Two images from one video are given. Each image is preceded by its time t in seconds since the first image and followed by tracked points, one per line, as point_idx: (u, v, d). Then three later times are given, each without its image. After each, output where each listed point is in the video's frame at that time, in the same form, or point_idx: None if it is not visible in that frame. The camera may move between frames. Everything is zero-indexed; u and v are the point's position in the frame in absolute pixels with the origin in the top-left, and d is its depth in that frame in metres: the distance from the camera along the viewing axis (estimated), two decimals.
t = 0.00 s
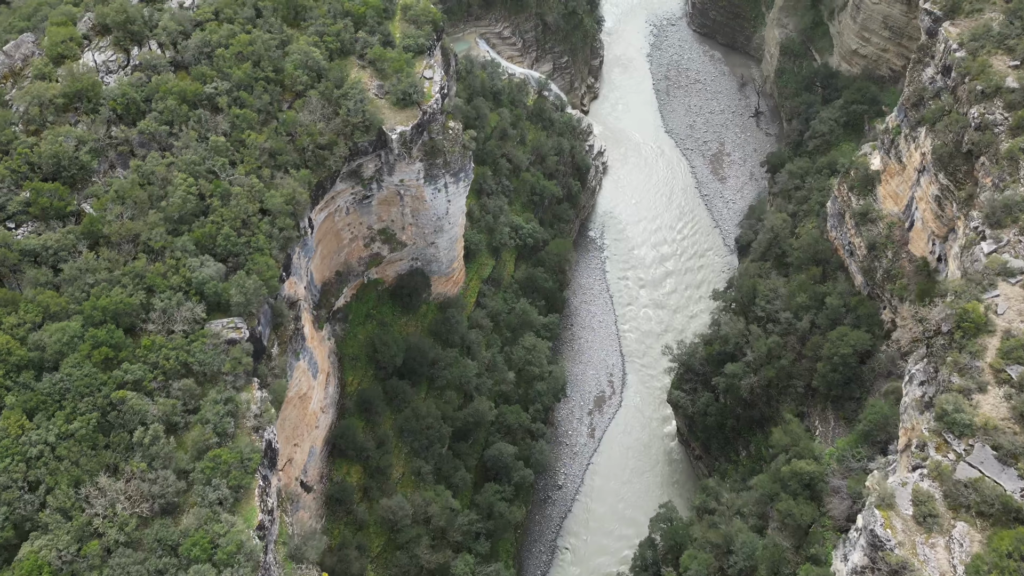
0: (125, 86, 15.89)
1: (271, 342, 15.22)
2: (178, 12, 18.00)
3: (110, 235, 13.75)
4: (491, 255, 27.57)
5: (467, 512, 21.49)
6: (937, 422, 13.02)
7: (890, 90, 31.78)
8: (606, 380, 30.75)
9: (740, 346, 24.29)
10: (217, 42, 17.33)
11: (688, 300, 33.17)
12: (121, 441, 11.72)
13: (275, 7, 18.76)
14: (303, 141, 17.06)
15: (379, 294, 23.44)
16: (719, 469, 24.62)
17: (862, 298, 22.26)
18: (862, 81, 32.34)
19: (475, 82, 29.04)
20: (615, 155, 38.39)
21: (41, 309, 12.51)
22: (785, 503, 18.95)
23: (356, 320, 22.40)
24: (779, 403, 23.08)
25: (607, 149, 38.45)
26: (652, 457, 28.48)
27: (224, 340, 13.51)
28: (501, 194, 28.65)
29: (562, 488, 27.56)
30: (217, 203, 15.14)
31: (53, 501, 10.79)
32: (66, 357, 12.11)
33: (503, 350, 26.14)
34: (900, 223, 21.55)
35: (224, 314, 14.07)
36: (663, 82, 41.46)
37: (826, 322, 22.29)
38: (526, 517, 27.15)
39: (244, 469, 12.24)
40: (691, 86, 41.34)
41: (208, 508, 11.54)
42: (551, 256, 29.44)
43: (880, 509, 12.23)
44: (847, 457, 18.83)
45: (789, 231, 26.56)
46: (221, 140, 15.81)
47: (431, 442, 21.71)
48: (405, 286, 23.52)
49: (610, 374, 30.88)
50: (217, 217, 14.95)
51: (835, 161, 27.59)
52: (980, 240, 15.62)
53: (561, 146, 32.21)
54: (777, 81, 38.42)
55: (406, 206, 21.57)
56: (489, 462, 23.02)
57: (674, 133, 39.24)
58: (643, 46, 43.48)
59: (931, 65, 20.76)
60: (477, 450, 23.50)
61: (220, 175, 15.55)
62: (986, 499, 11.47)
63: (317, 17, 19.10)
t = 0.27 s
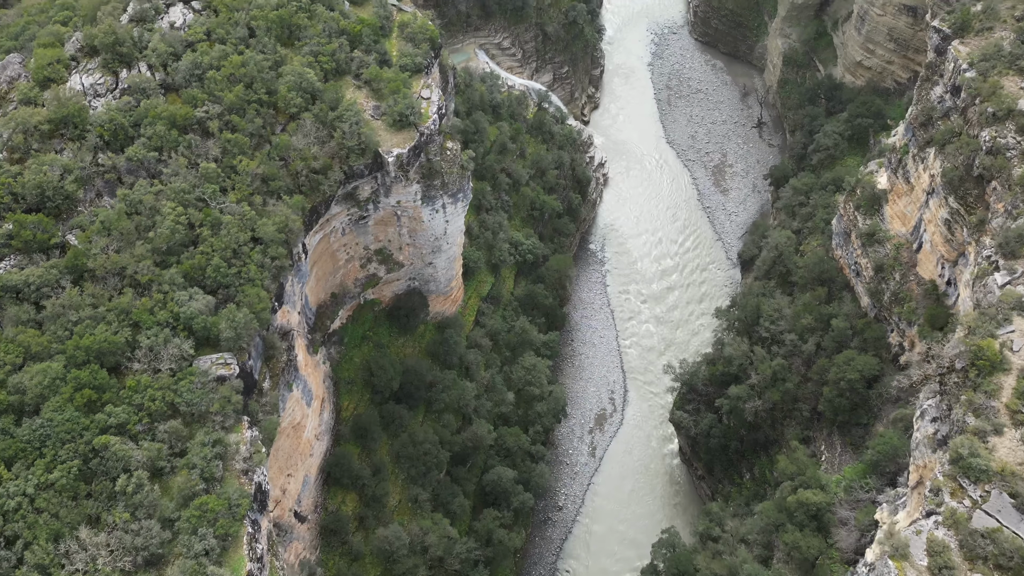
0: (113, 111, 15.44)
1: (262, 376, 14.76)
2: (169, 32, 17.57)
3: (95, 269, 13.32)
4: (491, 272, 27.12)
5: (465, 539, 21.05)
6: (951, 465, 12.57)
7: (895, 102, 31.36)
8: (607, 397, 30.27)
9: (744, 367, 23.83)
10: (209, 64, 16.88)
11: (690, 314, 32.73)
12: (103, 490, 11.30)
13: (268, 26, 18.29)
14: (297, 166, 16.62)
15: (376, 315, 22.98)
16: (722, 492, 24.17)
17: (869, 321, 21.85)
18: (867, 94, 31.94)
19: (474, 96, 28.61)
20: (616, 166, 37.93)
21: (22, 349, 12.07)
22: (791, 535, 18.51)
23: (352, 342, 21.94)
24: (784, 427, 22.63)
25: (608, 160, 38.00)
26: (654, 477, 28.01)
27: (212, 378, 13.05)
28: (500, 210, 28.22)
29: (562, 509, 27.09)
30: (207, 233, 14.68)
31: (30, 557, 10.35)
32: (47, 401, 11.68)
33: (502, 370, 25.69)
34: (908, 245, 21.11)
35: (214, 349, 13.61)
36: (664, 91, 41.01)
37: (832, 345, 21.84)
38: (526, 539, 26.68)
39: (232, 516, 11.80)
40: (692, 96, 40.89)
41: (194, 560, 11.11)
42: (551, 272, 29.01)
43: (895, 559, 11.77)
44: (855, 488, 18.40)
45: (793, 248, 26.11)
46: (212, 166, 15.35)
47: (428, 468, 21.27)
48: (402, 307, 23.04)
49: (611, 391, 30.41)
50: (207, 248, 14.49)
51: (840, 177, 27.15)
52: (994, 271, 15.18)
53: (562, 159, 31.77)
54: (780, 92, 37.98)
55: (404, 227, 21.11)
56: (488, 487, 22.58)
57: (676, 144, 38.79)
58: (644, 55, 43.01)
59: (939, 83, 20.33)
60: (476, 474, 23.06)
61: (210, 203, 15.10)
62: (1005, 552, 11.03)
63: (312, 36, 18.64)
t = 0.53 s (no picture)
0: (101, 134, 15.05)
1: (254, 408, 14.36)
2: (161, 50, 17.20)
3: (81, 301, 12.92)
4: (490, 288, 26.71)
5: (464, 565, 20.66)
6: (965, 506, 12.19)
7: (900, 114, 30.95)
8: (608, 413, 29.86)
9: (748, 387, 23.43)
10: (201, 84, 16.50)
11: (692, 328, 32.34)
12: (87, 536, 10.94)
13: (262, 43, 17.89)
14: (291, 190, 16.22)
15: (373, 334, 22.57)
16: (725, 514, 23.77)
17: (875, 341, 21.49)
18: (871, 105, 31.55)
19: (473, 108, 28.25)
20: (616, 176, 37.55)
21: (4, 387, 11.67)
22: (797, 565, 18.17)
23: (349, 363, 21.55)
24: (789, 449, 22.23)
25: (609, 170, 37.63)
26: (655, 495, 27.61)
27: (201, 413, 12.64)
28: (500, 224, 27.83)
29: (563, 528, 26.71)
30: (198, 260, 14.28)
31: None
32: (29, 442, 11.30)
33: (501, 388, 25.30)
34: (915, 264, 20.71)
35: (204, 383, 13.20)
36: (666, 100, 40.62)
37: (838, 366, 21.45)
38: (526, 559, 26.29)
39: (221, 561, 11.43)
40: (694, 105, 40.49)
41: None
42: (551, 287, 28.62)
43: None
44: (862, 516, 18.07)
45: (797, 264, 25.72)
46: (203, 191, 14.95)
47: (426, 492, 20.88)
48: (400, 325, 22.63)
49: (612, 407, 30.00)
50: (198, 276, 14.09)
51: (845, 191, 26.78)
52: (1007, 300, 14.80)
53: (562, 171, 31.38)
54: (783, 101, 37.57)
55: (401, 245, 20.71)
56: (487, 509, 22.20)
57: (677, 154, 38.41)
58: (645, 63, 42.62)
59: (948, 100, 19.82)
60: (475, 496, 22.68)
61: (201, 229, 14.70)
62: None
63: (307, 53, 18.25)
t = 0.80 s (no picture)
0: (89, 160, 14.65)
1: (246, 443, 13.94)
2: (152, 71, 16.80)
3: (66, 337, 12.53)
4: (489, 305, 26.26)
5: None
6: (980, 553, 11.78)
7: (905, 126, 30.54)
8: (609, 430, 29.40)
9: (752, 409, 22.98)
10: (192, 107, 16.09)
11: (694, 343, 31.91)
12: None
13: (256, 63, 17.45)
14: (285, 216, 15.82)
15: (370, 355, 22.12)
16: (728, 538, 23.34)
17: (882, 364, 21.08)
18: (875, 117, 31.15)
19: (472, 122, 27.87)
20: (617, 187, 37.12)
21: None
22: None
23: (345, 385, 21.14)
24: (794, 474, 21.76)
25: (610, 181, 37.20)
26: (657, 514, 27.17)
27: (189, 454, 12.21)
28: (499, 239, 27.43)
29: (563, 549, 26.27)
30: (187, 291, 13.86)
31: None
32: (9, 489, 10.92)
33: (501, 408, 24.87)
34: (923, 286, 20.30)
35: (192, 419, 12.76)
36: (667, 110, 40.20)
37: (844, 389, 21.03)
38: None
39: None
40: (696, 114, 40.05)
41: None
42: (551, 303, 28.20)
43: None
44: (871, 549, 17.77)
45: (802, 282, 25.29)
46: (193, 219, 14.54)
47: (424, 518, 20.46)
48: (397, 346, 22.19)
49: (613, 424, 29.53)
50: (187, 308, 13.67)
51: (850, 207, 26.37)
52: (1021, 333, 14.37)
53: (563, 184, 30.98)
54: (786, 112, 37.15)
55: (399, 266, 20.25)
56: (486, 534, 21.78)
57: (679, 164, 37.99)
58: (646, 72, 42.19)
59: (956, 120, 19.53)
60: (473, 520, 22.26)
61: (191, 258, 14.28)
62: None
63: (301, 73, 17.84)
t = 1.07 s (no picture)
0: (75, 188, 14.25)
1: (236, 480, 13.52)
2: (142, 93, 16.39)
3: (48, 376, 12.12)
4: (489, 323, 25.80)
5: None
6: None
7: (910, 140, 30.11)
8: (610, 447, 28.96)
9: (756, 432, 22.55)
10: (183, 131, 15.68)
11: (696, 358, 31.47)
12: None
13: (249, 84, 17.02)
14: (277, 243, 15.38)
15: (366, 377, 21.68)
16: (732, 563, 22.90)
17: (889, 388, 20.64)
18: (880, 130, 30.73)
19: (471, 136, 27.51)
20: (618, 198, 36.70)
21: None
22: None
23: (341, 409, 20.70)
24: (799, 499, 21.31)
25: (610, 192, 36.78)
26: (659, 535, 26.73)
27: (176, 496, 11.81)
28: (499, 255, 27.02)
29: (563, 571, 25.85)
30: (175, 324, 13.45)
31: None
32: None
33: (500, 429, 24.43)
34: (932, 309, 19.87)
35: (180, 459, 12.37)
36: (669, 119, 39.78)
37: (850, 414, 20.61)
38: None
39: None
40: (698, 124, 39.61)
41: None
42: (552, 319, 27.76)
43: None
44: None
45: (806, 300, 24.86)
46: (183, 249, 14.13)
47: (421, 546, 20.02)
48: (394, 368, 21.75)
49: (614, 441, 29.09)
50: (175, 342, 13.26)
51: (855, 223, 25.94)
52: None
53: (563, 198, 30.56)
54: (789, 122, 36.71)
55: (395, 287, 19.82)
56: (484, 560, 21.35)
57: (680, 175, 37.57)
58: (648, 81, 41.77)
59: (966, 140, 19.16)
60: (472, 546, 21.83)
61: (180, 289, 13.86)
62: None
63: (295, 94, 17.44)
